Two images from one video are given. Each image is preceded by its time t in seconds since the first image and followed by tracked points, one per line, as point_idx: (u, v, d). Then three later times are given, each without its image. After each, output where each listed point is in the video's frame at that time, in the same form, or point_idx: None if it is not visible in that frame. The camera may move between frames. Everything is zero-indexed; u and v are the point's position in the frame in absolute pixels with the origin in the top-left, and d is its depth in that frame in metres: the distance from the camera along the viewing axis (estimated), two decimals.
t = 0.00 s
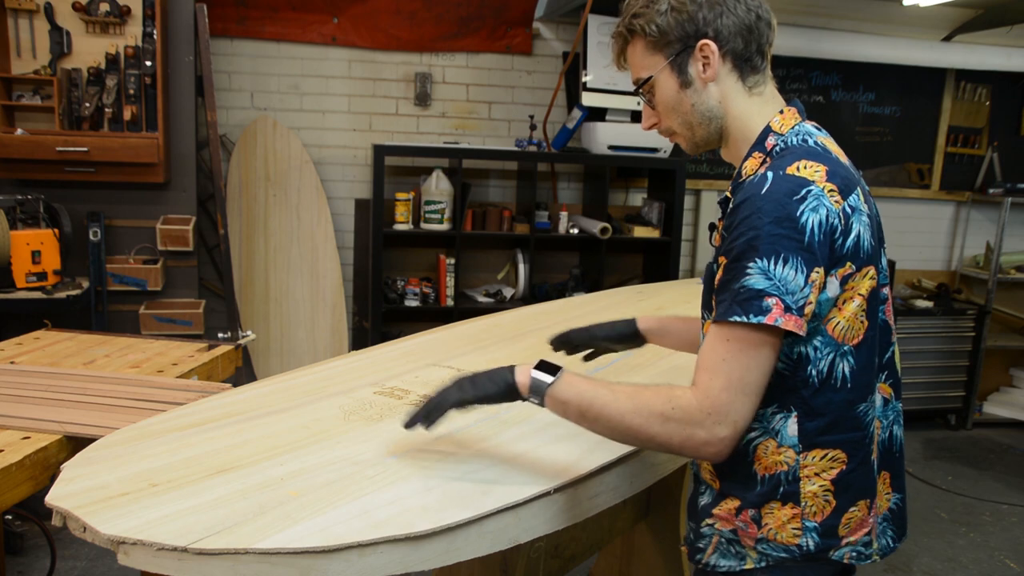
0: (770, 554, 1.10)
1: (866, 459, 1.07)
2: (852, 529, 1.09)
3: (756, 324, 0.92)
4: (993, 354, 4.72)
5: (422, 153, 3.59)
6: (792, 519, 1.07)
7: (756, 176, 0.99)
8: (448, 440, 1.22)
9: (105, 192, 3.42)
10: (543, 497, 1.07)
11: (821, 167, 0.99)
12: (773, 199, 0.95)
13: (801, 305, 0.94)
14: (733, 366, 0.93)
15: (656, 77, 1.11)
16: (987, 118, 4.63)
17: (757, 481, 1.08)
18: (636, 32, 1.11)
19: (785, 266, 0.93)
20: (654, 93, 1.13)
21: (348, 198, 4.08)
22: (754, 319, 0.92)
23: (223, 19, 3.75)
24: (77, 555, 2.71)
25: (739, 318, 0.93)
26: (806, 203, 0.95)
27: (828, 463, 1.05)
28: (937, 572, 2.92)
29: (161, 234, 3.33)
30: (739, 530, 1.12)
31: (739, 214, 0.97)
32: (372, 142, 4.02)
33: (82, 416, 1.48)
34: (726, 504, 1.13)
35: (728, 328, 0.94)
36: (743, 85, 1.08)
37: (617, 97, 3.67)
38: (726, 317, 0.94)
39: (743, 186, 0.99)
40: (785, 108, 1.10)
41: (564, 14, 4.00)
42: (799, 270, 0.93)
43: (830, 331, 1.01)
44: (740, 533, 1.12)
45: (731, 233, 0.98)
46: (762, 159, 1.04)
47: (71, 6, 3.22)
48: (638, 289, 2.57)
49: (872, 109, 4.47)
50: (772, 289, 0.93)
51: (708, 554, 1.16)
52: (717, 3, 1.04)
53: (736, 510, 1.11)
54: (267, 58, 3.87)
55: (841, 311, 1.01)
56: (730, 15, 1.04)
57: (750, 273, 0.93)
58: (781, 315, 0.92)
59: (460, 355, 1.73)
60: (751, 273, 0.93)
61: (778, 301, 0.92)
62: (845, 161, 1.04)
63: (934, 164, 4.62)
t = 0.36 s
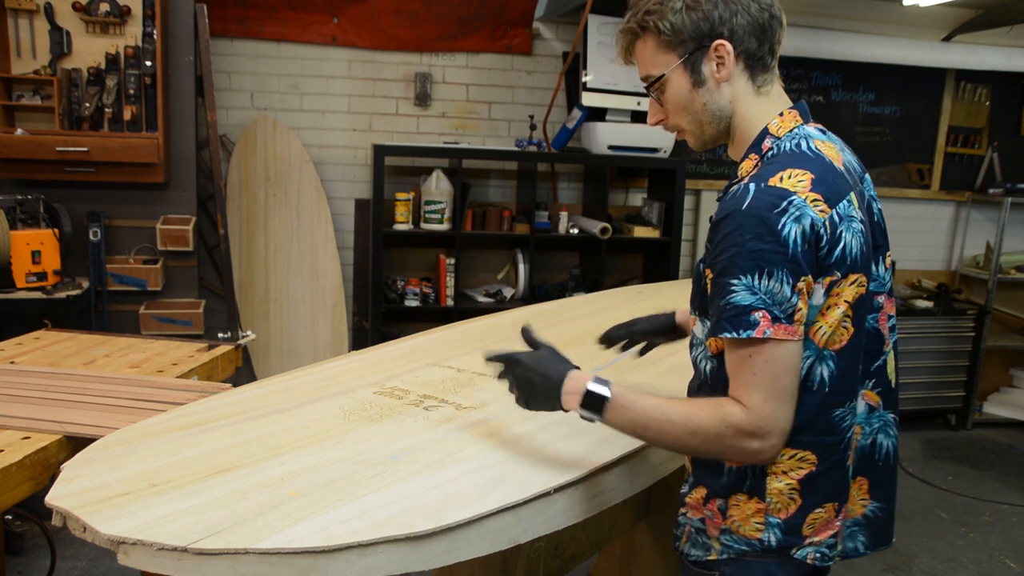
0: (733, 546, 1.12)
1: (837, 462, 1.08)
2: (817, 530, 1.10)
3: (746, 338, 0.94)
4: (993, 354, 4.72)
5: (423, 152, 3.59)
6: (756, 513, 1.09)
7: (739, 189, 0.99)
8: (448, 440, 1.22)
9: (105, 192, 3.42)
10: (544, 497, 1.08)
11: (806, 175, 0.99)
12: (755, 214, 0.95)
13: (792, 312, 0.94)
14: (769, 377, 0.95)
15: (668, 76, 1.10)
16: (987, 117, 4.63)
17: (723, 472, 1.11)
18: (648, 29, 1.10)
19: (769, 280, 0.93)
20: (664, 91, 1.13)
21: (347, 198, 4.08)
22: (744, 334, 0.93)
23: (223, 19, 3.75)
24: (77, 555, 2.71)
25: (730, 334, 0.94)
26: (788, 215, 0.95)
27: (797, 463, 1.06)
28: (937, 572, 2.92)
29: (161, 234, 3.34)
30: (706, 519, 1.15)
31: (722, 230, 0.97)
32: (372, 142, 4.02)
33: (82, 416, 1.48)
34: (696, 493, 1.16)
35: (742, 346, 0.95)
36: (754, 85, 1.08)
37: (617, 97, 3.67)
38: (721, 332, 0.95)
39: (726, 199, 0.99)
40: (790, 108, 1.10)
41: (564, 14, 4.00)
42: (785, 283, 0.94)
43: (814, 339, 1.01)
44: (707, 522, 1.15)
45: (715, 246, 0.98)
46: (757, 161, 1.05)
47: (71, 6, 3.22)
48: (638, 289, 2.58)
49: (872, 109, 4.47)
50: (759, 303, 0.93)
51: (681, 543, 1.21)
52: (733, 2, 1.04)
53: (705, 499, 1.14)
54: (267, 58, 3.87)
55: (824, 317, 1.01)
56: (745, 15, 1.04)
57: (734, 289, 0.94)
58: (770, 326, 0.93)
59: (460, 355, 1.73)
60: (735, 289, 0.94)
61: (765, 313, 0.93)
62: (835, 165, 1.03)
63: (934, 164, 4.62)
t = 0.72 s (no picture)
0: (736, 545, 1.11)
1: (840, 459, 1.08)
2: (820, 527, 1.10)
3: (752, 331, 0.93)
4: (993, 354, 4.72)
5: (423, 153, 3.59)
6: (759, 512, 1.09)
7: (747, 183, 0.99)
8: (448, 440, 1.22)
9: (105, 192, 3.42)
10: (545, 497, 1.08)
11: (812, 172, 0.99)
12: (763, 208, 0.95)
13: (793, 310, 0.94)
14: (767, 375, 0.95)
15: (669, 78, 1.09)
16: (986, 117, 4.63)
17: (727, 472, 1.10)
18: (647, 32, 1.09)
19: (775, 274, 0.94)
20: (664, 94, 1.12)
21: (348, 197, 4.08)
22: (748, 327, 0.93)
23: (223, 19, 3.75)
24: (77, 555, 2.71)
25: (734, 326, 0.94)
26: (795, 210, 0.95)
27: (800, 461, 1.07)
28: (937, 572, 2.92)
29: (161, 234, 3.33)
30: (709, 518, 1.14)
31: (729, 224, 0.97)
32: (372, 142, 4.02)
33: (82, 416, 1.48)
34: (699, 492, 1.16)
35: (739, 338, 0.95)
36: (752, 82, 1.09)
37: (617, 97, 3.67)
38: (723, 326, 0.95)
39: (734, 194, 1.00)
40: (787, 108, 1.10)
41: (564, 14, 4.00)
42: (790, 278, 0.94)
43: (816, 336, 1.01)
44: (710, 521, 1.14)
45: (721, 240, 0.98)
46: (759, 159, 1.05)
47: (71, 6, 3.22)
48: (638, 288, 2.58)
49: (871, 109, 4.47)
50: (764, 298, 0.93)
51: (683, 542, 1.20)
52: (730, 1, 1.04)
53: (708, 498, 1.14)
54: (267, 58, 3.87)
55: (825, 314, 1.01)
56: (742, 13, 1.05)
57: (741, 282, 0.94)
58: (775, 322, 0.93)
59: (460, 355, 1.73)
60: (743, 282, 0.94)
61: (770, 309, 0.93)
62: (839, 164, 1.03)
63: (934, 164, 4.63)
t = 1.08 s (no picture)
0: (751, 547, 1.11)
1: (848, 453, 1.09)
2: (830, 521, 1.11)
3: (790, 335, 0.92)
4: (993, 354, 4.72)
5: (423, 153, 3.59)
6: (775, 512, 1.09)
7: (769, 185, 0.99)
8: (447, 440, 1.22)
9: (105, 192, 3.42)
10: (545, 497, 1.08)
11: (829, 171, 1.00)
12: (792, 210, 0.95)
13: (825, 309, 0.94)
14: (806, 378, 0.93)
15: (670, 75, 1.09)
16: (987, 117, 4.63)
17: (741, 474, 1.10)
18: (648, 29, 1.09)
19: (809, 275, 0.93)
20: (664, 93, 1.11)
21: (348, 197, 4.09)
22: (788, 331, 0.92)
23: (223, 19, 3.75)
24: (77, 555, 2.71)
25: (774, 331, 0.92)
26: (821, 211, 0.95)
27: (814, 457, 1.07)
28: (937, 572, 2.92)
29: (161, 234, 3.33)
30: (721, 522, 1.14)
31: (758, 228, 0.96)
32: (372, 142, 4.02)
33: (82, 415, 1.48)
34: (707, 497, 1.15)
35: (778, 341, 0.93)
36: (752, 82, 1.09)
37: (617, 97, 3.67)
38: (761, 330, 0.93)
39: (756, 197, 0.98)
40: (786, 108, 1.11)
41: (564, 14, 4.00)
42: (822, 277, 0.94)
43: (834, 333, 1.00)
44: (722, 525, 1.14)
45: (749, 245, 0.97)
46: (765, 160, 1.04)
47: (71, 6, 3.21)
48: (637, 288, 2.58)
49: (871, 109, 4.47)
50: (800, 299, 0.92)
51: (690, 549, 1.19)
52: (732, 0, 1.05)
53: (719, 503, 1.14)
54: (267, 57, 3.88)
55: (844, 311, 1.00)
56: (743, 12, 1.05)
57: (777, 286, 0.93)
58: (810, 323, 0.92)
59: (459, 356, 1.73)
60: (779, 286, 0.93)
61: (806, 311, 0.92)
62: (848, 163, 1.05)
63: (934, 164, 4.62)
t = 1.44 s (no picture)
0: (747, 547, 1.11)
1: (841, 452, 1.10)
2: (824, 520, 1.11)
3: (795, 330, 0.92)
4: (992, 354, 4.72)
5: (423, 153, 3.59)
6: (771, 512, 1.09)
7: (768, 180, 0.99)
8: (447, 440, 1.22)
9: (104, 192, 3.42)
10: (545, 497, 1.08)
11: (828, 169, 1.00)
12: (791, 205, 0.95)
13: (827, 305, 0.94)
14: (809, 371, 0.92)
15: (663, 74, 1.09)
16: (987, 117, 4.63)
17: (735, 474, 1.10)
18: (640, 28, 1.09)
19: (811, 270, 0.93)
20: (657, 92, 1.11)
21: (347, 197, 4.09)
22: (793, 325, 0.91)
23: (223, 19, 3.75)
24: (76, 555, 2.71)
25: (779, 326, 0.92)
26: (820, 206, 0.96)
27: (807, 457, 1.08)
28: (937, 573, 2.92)
29: (161, 234, 3.33)
30: (716, 522, 1.14)
31: (758, 224, 0.96)
32: (372, 142, 4.02)
33: (82, 415, 1.48)
34: (703, 497, 1.15)
35: (782, 337, 0.93)
36: (745, 82, 1.09)
37: (616, 97, 3.68)
38: (764, 326, 0.93)
39: (755, 194, 0.98)
40: (781, 108, 1.11)
41: (564, 14, 4.00)
42: (824, 272, 0.94)
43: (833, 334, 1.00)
44: (718, 526, 1.14)
45: (750, 242, 0.97)
46: (762, 159, 1.03)
47: (71, 6, 3.21)
48: (637, 288, 2.57)
49: (872, 109, 4.47)
50: (803, 294, 0.92)
51: (685, 549, 1.18)
52: None
53: (714, 502, 1.14)
54: (267, 57, 3.87)
55: (840, 311, 1.00)
56: (736, 11, 1.05)
57: (781, 280, 0.93)
58: (815, 318, 0.92)
59: (460, 356, 1.73)
60: (782, 280, 0.93)
61: (810, 305, 0.92)
62: (845, 163, 1.05)
63: (934, 164, 4.62)
